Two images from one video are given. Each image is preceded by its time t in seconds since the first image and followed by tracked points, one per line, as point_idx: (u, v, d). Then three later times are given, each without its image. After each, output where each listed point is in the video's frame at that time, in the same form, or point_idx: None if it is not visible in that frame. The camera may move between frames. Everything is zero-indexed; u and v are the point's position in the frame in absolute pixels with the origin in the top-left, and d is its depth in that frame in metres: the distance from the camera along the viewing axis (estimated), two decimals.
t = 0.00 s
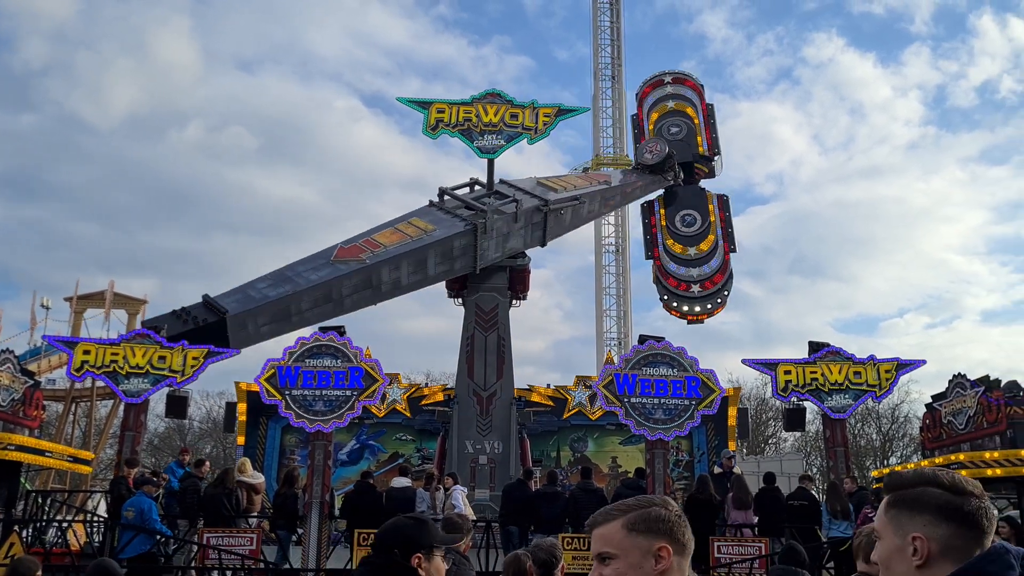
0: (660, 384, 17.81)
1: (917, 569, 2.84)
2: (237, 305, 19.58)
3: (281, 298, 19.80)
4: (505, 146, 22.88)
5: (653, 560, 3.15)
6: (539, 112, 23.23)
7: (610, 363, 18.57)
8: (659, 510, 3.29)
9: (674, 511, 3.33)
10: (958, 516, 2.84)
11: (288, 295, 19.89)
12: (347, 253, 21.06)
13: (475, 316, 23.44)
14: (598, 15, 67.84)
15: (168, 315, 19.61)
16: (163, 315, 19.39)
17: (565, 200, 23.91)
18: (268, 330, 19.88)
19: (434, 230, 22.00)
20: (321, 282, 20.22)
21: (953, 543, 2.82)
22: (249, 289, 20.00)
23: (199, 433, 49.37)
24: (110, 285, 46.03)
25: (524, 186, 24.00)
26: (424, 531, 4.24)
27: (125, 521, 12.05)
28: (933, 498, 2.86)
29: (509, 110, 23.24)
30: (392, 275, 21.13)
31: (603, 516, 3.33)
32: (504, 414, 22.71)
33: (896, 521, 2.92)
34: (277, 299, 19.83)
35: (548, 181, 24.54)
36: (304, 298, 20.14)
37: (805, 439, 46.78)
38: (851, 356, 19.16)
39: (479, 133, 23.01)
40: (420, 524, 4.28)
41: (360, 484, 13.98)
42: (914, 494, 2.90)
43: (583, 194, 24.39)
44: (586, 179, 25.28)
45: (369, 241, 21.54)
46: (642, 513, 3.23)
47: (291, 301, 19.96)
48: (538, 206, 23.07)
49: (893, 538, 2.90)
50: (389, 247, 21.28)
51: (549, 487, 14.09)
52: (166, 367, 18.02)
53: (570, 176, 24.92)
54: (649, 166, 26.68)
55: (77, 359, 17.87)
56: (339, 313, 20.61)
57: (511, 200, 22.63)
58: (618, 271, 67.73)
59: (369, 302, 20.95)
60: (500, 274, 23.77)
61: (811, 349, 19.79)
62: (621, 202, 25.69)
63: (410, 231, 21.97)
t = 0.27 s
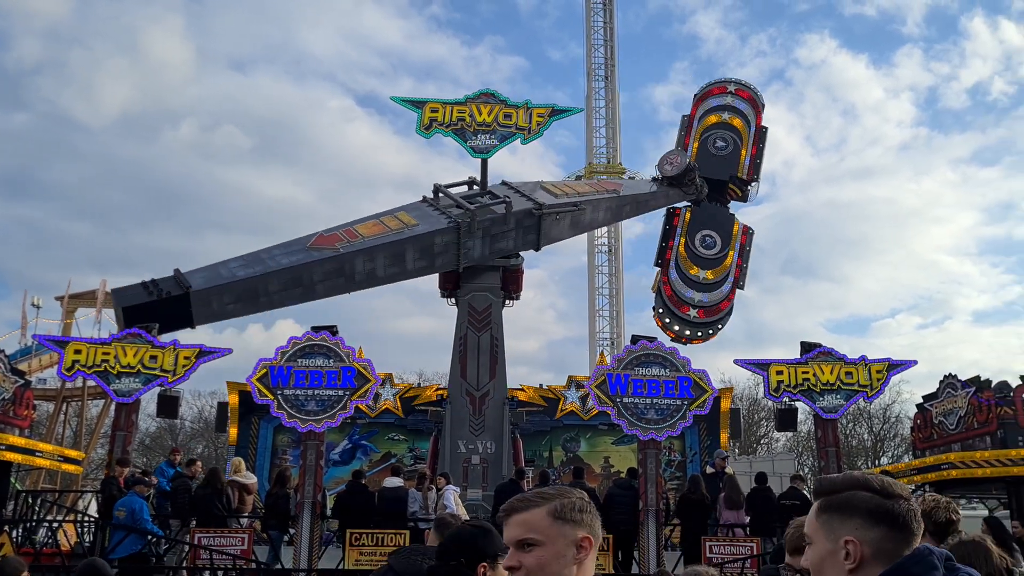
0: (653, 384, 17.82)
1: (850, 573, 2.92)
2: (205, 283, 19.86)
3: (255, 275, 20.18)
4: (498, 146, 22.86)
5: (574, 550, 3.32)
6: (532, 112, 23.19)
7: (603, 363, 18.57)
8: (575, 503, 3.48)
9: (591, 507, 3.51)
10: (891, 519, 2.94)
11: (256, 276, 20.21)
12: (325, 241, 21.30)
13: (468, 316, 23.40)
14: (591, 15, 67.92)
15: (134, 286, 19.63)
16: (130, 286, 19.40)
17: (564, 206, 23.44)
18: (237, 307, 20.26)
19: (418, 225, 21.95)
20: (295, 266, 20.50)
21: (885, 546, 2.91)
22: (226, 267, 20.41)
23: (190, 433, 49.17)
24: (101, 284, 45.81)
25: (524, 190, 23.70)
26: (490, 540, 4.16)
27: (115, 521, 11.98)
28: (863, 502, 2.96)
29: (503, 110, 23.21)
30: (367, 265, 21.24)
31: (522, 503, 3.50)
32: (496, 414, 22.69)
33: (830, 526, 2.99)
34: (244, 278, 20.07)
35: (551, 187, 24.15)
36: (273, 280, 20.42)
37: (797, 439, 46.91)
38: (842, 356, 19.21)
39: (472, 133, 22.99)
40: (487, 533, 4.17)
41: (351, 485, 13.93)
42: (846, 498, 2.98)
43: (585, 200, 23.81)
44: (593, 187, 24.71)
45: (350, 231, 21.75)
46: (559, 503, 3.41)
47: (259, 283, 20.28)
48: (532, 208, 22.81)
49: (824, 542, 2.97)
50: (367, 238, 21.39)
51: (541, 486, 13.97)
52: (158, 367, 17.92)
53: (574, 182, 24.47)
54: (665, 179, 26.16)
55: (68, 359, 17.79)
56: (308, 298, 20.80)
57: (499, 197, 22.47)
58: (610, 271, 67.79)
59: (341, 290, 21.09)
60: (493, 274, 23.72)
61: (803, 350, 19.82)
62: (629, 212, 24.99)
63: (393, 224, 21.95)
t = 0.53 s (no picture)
0: (648, 384, 17.82)
1: (798, 568, 2.98)
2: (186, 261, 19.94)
3: (233, 254, 20.26)
4: (493, 146, 22.83)
5: (461, 558, 3.29)
6: (528, 112, 23.17)
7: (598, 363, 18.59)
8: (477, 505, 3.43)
9: (498, 509, 3.48)
10: (837, 515, 3.00)
11: (235, 257, 20.21)
12: (309, 228, 21.21)
13: (463, 316, 23.38)
14: (587, 15, 67.97)
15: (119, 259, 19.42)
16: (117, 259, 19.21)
17: (562, 211, 23.08)
18: (215, 285, 20.40)
19: (406, 219, 21.94)
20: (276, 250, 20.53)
21: (832, 541, 2.97)
22: (207, 249, 20.30)
23: (185, 433, 49.05)
24: (96, 283, 45.71)
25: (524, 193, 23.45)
26: (559, 541, 4.43)
27: (109, 520, 11.94)
28: (809, 498, 3.02)
29: (498, 110, 23.18)
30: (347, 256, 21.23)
31: (421, 512, 3.47)
32: (492, 414, 22.68)
33: (778, 523, 3.03)
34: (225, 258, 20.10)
35: (554, 192, 23.80)
36: (252, 262, 20.45)
37: (792, 439, 47.00)
38: (837, 356, 19.25)
39: (468, 132, 22.97)
40: (561, 535, 4.45)
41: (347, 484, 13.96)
42: (793, 495, 3.04)
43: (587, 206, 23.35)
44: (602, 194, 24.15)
45: (336, 220, 21.72)
46: (457, 509, 3.38)
47: (236, 264, 20.35)
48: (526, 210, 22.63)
49: (772, 538, 3.02)
50: (349, 228, 21.39)
51: (536, 485, 13.90)
52: (153, 366, 17.88)
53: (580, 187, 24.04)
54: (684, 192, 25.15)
55: (63, 357, 17.75)
56: (286, 282, 20.87)
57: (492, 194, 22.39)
58: (606, 271, 67.83)
59: (320, 278, 21.09)
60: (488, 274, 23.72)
61: (798, 350, 19.84)
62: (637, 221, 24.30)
63: (380, 217, 21.92)
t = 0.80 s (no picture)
0: (644, 384, 17.84)
1: (730, 569, 3.07)
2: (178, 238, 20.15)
3: (222, 234, 20.53)
4: (489, 146, 22.83)
5: (353, 554, 3.26)
6: (524, 112, 23.18)
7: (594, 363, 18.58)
8: (374, 500, 3.40)
9: (404, 505, 3.45)
10: (768, 517, 3.11)
11: (224, 238, 20.41)
12: (299, 216, 21.36)
13: (459, 316, 23.38)
14: (584, 16, 68.03)
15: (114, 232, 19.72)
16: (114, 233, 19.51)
17: (559, 217, 22.77)
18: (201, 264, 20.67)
19: (396, 213, 22.05)
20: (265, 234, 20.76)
21: (763, 542, 3.07)
22: (200, 228, 20.55)
23: (181, 433, 48.93)
24: (91, 283, 45.61)
25: (523, 196, 23.21)
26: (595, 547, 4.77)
27: (104, 520, 11.91)
28: (743, 500, 3.12)
29: (494, 110, 23.18)
30: (333, 246, 21.50)
31: (320, 509, 3.44)
32: (488, 414, 22.68)
33: (712, 524, 3.12)
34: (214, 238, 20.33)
35: (557, 198, 23.46)
36: (238, 245, 20.66)
37: (788, 439, 47.09)
38: (832, 356, 19.29)
39: (464, 133, 22.97)
40: (598, 540, 4.79)
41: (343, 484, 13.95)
42: (727, 497, 3.13)
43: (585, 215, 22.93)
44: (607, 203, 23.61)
45: (327, 210, 21.79)
46: (353, 504, 3.36)
47: (224, 245, 20.61)
48: (518, 213, 22.49)
49: (706, 539, 3.10)
50: (337, 217, 21.56)
51: (532, 486, 13.98)
52: (148, 366, 17.83)
53: (584, 195, 23.63)
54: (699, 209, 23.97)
55: (58, 358, 17.67)
56: (272, 266, 21.10)
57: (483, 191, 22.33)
58: (602, 272, 67.88)
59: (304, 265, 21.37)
60: (484, 274, 23.70)
61: (793, 350, 19.87)
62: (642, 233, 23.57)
63: (370, 210, 21.94)
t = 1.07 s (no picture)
0: (641, 384, 17.83)
1: None
2: (181, 215, 20.85)
3: (220, 214, 21.11)
4: (487, 146, 22.82)
5: (271, 551, 3.13)
6: (522, 112, 23.18)
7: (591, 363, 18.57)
8: (293, 498, 3.25)
9: (328, 502, 3.33)
10: (701, 526, 2.99)
11: (223, 219, 21.11)
12: (297, 203, 21.59)
13: (456, 316, 23.37)
14: (581, 16, 68.08)
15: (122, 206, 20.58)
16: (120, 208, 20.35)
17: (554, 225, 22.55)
18: (201, 241, 21.37)
19: (388, 208, 22.18)
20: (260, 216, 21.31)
21: (696, 552, 2.96)
22: (205, 204, 21.22)
23: (177, 433, 48.85)
24: (88, 282, 45.54)
25: (522, 199, 22.99)
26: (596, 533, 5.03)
27: (100, 521, 11.88)
28: (676, 510, 3.00)
29: (492, 110, 23.18)
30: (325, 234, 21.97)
31: (244, 506, 3.31)
32: (484, 415, 22.66)
33: (644, 533, 3.01)
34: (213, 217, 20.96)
35: (559, 204, 23.10)
36: (235, 226, 21.31)
37: (784, 439, 47.16)
38: (829, 356, 19.31)
39: (462, 132, 22.97)
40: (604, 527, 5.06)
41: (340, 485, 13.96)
42: (661, 506, 3.01)
43: (582, 224, 22.58)
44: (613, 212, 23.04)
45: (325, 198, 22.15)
46: (273, 501, 3.21)
47: (224, 225, 21.21)
48: (510, 216, 22.51)
49: (638, 549, 2.99)
50: (329, 206, 21.88)
51: (529, 486, 14.02)
52: (145, 366, 17.79)
53: (588, 203, 23.16)
54: (710, 226, 22.75)
55: (54, 357, 17.63)
56: (266, 249, 21.72)
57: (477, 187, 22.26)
58: (599, 272, 67.94)
59: (297, 250, 21.94)
60: (480, 274, 23.72)
61: (790, 350, 19.91)
62: (645, 247, 22.94)
63: (364, 204, 22.08)
